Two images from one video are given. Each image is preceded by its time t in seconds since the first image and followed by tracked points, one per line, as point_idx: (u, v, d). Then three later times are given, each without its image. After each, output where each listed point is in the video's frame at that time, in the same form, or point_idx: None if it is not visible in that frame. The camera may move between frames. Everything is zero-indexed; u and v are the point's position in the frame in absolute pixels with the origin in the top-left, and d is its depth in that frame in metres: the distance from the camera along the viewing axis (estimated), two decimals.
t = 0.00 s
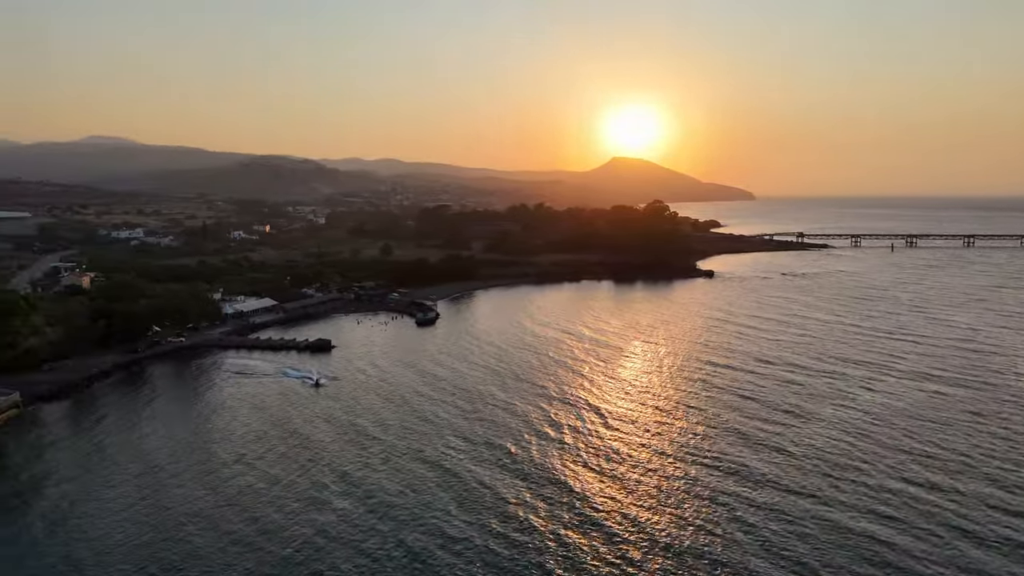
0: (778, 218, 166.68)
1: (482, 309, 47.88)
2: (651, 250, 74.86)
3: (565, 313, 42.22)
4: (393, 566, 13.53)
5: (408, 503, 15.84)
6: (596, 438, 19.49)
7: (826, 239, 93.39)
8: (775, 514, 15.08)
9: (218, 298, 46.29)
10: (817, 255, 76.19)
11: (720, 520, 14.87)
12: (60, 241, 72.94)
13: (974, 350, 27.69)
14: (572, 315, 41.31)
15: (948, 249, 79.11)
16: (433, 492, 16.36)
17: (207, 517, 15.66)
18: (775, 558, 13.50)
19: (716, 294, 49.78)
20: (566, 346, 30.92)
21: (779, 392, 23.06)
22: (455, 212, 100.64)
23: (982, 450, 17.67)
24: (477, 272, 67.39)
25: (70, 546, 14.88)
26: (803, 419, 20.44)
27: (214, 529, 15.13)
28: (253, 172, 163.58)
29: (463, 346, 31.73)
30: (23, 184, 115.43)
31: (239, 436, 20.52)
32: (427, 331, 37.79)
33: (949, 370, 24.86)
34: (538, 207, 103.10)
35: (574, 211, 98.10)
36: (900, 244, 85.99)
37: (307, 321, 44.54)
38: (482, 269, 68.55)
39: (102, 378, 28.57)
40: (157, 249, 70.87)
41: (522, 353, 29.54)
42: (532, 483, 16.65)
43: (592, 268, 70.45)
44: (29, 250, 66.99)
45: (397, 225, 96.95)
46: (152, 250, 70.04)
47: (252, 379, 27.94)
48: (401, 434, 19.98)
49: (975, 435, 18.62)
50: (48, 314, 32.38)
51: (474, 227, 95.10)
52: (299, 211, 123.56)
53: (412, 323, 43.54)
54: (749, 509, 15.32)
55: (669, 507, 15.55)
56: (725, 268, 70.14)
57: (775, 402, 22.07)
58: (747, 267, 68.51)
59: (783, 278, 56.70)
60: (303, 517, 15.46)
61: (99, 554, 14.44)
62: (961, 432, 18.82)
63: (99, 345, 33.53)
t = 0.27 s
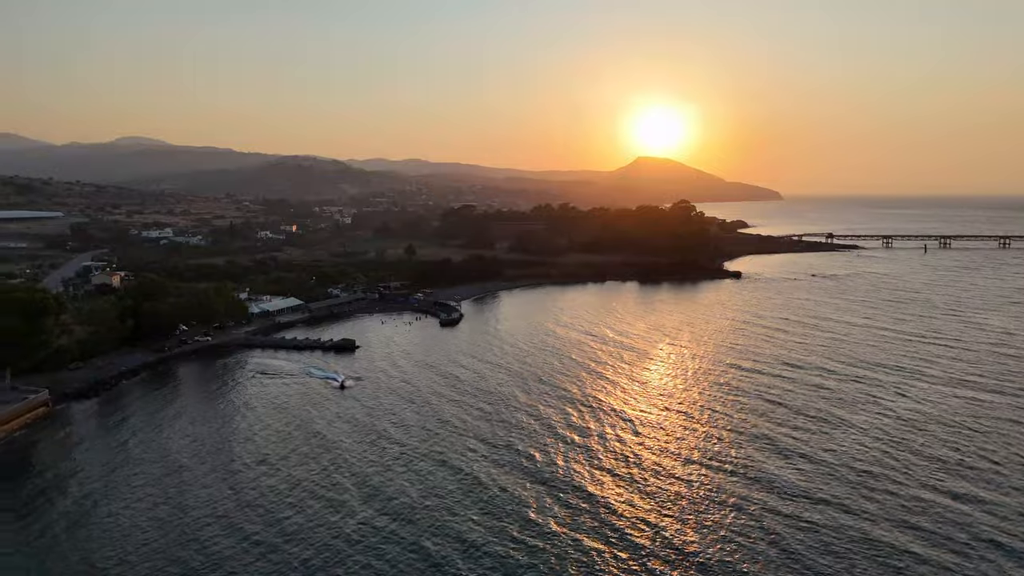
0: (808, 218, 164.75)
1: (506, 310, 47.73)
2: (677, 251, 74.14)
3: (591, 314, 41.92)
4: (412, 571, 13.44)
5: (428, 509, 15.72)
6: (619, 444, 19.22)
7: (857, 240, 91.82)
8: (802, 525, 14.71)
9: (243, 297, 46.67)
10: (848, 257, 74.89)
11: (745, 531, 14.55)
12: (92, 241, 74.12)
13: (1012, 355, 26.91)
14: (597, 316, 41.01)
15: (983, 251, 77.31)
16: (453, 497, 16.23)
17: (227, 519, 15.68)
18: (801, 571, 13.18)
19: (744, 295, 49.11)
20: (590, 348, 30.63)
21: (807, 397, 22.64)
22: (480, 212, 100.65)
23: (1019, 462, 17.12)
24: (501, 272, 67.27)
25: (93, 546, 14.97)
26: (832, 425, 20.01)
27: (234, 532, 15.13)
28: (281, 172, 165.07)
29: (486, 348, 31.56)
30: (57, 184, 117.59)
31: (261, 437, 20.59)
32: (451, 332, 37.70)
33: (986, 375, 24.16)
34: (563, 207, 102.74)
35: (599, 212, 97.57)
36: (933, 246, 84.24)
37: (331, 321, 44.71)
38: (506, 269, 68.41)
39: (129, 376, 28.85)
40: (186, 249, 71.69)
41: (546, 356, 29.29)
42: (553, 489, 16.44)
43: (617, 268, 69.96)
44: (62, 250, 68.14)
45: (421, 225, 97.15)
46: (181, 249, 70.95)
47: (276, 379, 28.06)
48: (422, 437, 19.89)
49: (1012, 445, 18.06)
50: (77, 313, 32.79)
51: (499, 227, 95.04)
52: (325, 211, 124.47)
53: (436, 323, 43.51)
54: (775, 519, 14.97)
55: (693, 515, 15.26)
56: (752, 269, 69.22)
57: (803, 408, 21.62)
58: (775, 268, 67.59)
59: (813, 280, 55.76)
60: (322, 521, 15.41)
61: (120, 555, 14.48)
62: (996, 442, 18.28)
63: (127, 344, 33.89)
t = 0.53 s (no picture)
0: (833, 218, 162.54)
1: (527, 310, 47.55)
2: (699, 251, 73.41)
3: (612, 315, 41.62)
4: None
5: (443, 516, 15.57)
6: (638, 449, 18.94)
7: (883, 240, 90.37)
8: (826, 537, 14.34)
9: (265, 296, 46.95)
10: (875, 258, 73.70)
11: (767, 542, 14.22)
12: (118, 241, 75.08)
13: None
14: (618, 317, 40.67)
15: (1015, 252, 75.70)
16: (469, 504, 16.07)
17: (242, 523, 15.67)
18: None
19: (768, 297, 48.46)
20: (611, 350, 30.36)
21: (832, 402, 22.22)
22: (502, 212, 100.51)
23: None
24: (522, 271, 67.08)
25: (111, 547, 15.06)
26: (857, 431, 19.62)
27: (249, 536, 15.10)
28: (303, 172, 166.19)
29: (506, 349, 31.34)
30: (86, 184, 119.39)
31: (280, 439, 20.61)
32: (471, 332, 37.59)
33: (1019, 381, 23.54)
34: (584, 207, 102.28)
35: (621, 211, 97.03)
36: (963, 246, 82.65)
37: (352, 320, 44.80)
38: (527, 269, 68.20)
39: (152, 375, 29.06)
40: (209, 248, 72.30)
41: (566, 358, 29.01)
42: (570, 497, 16.21)
43: (639, 268, 69.48)
44: (89, 249, 69.05)
45: (443, 225, 97.19)
46: (204, 249, 71.62)
47: (296, 379, 28.10)
48: (439, 441, 19.76)
49: None
50: (102, 312, 33.11)
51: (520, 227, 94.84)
52: (347, 211, 125.11)
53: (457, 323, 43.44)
54: (797, 530, 14.62)
55: (713, 525, 14.95)
56: (776, 269, 68.37)
57: (828, 413, 21.20)
58: (799, 269, 66.70)
59: (839, 281, 54.91)
60: (337, 527, 15.34)
61: (137, 557, 14.53)
62: None
63: (150, 343, 34.16)
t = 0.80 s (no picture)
0: (858, 219, 160.45)
1: (548, 311, 47.36)
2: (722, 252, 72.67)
3: (633, 317, 41.29)
4: None
5: (459, 521, 15.48)
6: (658, 455, 18.68)
7: (910, 241, 88.98)
8: (851, 548, 14.02)
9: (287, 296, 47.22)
10: (901, 259, 72.55)
11: (790, 552, 13.96)
12: (144, 240, 76.02)
13: None
14: (640, 318, 40.34)
15: None
16: (486, 509, 15.97)
17: (260, 525, 15.68)
18: None
19: (792, 299, 47.84)
20: (632, 352, 30.08)
21: (857, 407, 21.80)
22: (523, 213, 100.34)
23: None
24: (543, 272, 66.88)
25: (130, 547, 15.17)
26: (884, 438, 19.23)
27: (266, 540, 15.06)
28: (326, 173, 167.28)
29: (525, 350, 31.18)
30: (113, 184, 121.21)
31: (298, 440, 20.64)
32: (492, 333, 37.50)
33: None
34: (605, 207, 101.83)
35: (643, 212, 96.46)
36: (993, 248, 81.13)
37: (373, 320, 44.93)
38: (548, 269, 67.98)
39: (175, 374, 29.34)
40: (233, 248, 73.00)
41: (586, 360, 28.76)
42: (587, 502, 16.04)
43: (661, 269, 68.99)
44: (116, 248, 70.05)
45: (464, 225, 97.23)
46: (227, 248, 72.21)
47: (317, 379, 28.22)
48: (458, 445, 19.68)
49: None
50: (127, 311, 33.46)
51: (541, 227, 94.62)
52: (369, 211, 125.65)
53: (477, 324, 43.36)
54: (821, 540, 14.31)
55: (734, 534, 14.68)
56: (800, 271, 67.54)
57: (853, 419, 20.80)
58: (824, 270, 65.82)
59: (865, 283, 54.10)
60: (353, 531, 15.28)
61: (156, 557, 14.62)
62: None
63: (174, 342, 34.50)
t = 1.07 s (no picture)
0: (889, 219, 157.72)
1: (572, 312, 47.08)
2: (749, 253, 71.68)
3: (658, 318, 40.87)
4: None
5: (477, 528, 15.29)
6: (680, 462, 18.35)
7: (943, 242, 87.15)
8: (881, 561, 13.60)
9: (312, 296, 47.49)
10: (934, 260, 71.08)
11: (815, 563, 13.64)
12: (173, 239, 77.06)
13: None
14: (665, 320, 39.90)
15: None
16: (504, 514, 15.85)
17: (278, 530, 15.63)
18: None
19: (821, 300, 47.03)
20: (657, 355, 29.74)
21: (888, 414, 21.29)
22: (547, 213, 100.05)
23: None
24: (568, 272, 66.58)
25: (152, 546, 15.31)
26: (916, 446, 18.73)
27: (284, 545, 15.01)
28: (352, 173, 168.41)
29: (548, 352, 30.95)
30: (144, 185, 122.93)
31: (318, 443, 20.61)
32: (516, 334, 37.34)
33: None
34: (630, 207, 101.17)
35: (668, 212, 95.68)
36: None
37: (398, 320, 44.98)
38: (573, 270, 67.67)
39: (201, 373, 29.58)
40: (260, 247, 73.65)
41: (610, 363, 28.46)
42: (608, 511, 15.77)
43: (687, 269, 68.31)
44: (145, 247, 71.10)
45: (488, 225, 97.19)
46: (254, 248, 72.92)
47: (341, 379, 28.28)
48: (477, 448, 19.59)
49: None
50: (154, 310, 33.84)
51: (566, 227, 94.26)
52: (394, 211, 126.21)
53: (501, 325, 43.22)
54: (849, 553, 13.92)
55: (758, 545, 14.35)
56: (830, 272, 66.44)
57: (883, 426, 20.30)
58: (854, 272, 64.68)
59: (896, 285, 53.03)
60: (372, 534, 15.25)
61: (174, 561, 14.61)
62: None
63: (201, 341, 34.79)
